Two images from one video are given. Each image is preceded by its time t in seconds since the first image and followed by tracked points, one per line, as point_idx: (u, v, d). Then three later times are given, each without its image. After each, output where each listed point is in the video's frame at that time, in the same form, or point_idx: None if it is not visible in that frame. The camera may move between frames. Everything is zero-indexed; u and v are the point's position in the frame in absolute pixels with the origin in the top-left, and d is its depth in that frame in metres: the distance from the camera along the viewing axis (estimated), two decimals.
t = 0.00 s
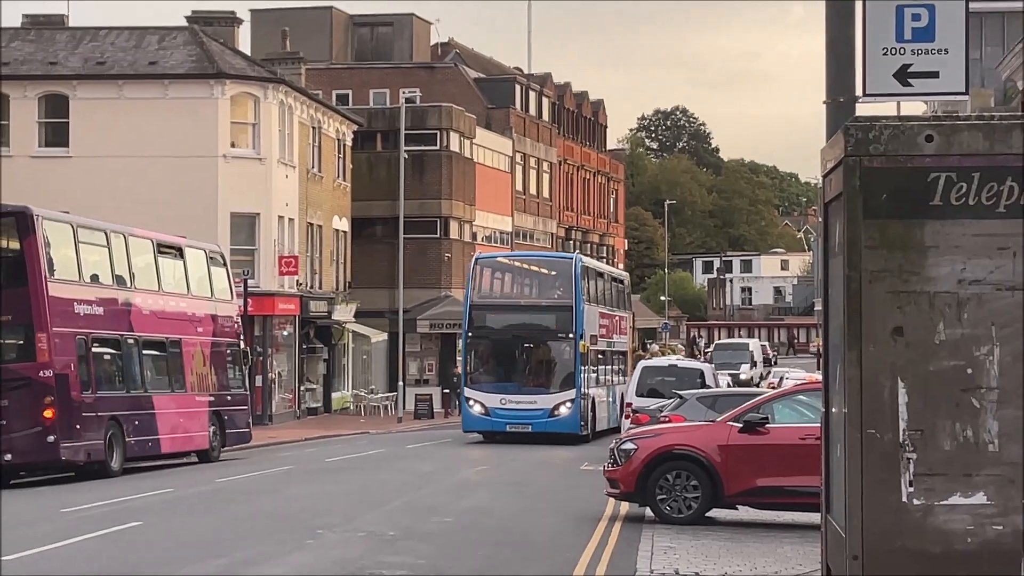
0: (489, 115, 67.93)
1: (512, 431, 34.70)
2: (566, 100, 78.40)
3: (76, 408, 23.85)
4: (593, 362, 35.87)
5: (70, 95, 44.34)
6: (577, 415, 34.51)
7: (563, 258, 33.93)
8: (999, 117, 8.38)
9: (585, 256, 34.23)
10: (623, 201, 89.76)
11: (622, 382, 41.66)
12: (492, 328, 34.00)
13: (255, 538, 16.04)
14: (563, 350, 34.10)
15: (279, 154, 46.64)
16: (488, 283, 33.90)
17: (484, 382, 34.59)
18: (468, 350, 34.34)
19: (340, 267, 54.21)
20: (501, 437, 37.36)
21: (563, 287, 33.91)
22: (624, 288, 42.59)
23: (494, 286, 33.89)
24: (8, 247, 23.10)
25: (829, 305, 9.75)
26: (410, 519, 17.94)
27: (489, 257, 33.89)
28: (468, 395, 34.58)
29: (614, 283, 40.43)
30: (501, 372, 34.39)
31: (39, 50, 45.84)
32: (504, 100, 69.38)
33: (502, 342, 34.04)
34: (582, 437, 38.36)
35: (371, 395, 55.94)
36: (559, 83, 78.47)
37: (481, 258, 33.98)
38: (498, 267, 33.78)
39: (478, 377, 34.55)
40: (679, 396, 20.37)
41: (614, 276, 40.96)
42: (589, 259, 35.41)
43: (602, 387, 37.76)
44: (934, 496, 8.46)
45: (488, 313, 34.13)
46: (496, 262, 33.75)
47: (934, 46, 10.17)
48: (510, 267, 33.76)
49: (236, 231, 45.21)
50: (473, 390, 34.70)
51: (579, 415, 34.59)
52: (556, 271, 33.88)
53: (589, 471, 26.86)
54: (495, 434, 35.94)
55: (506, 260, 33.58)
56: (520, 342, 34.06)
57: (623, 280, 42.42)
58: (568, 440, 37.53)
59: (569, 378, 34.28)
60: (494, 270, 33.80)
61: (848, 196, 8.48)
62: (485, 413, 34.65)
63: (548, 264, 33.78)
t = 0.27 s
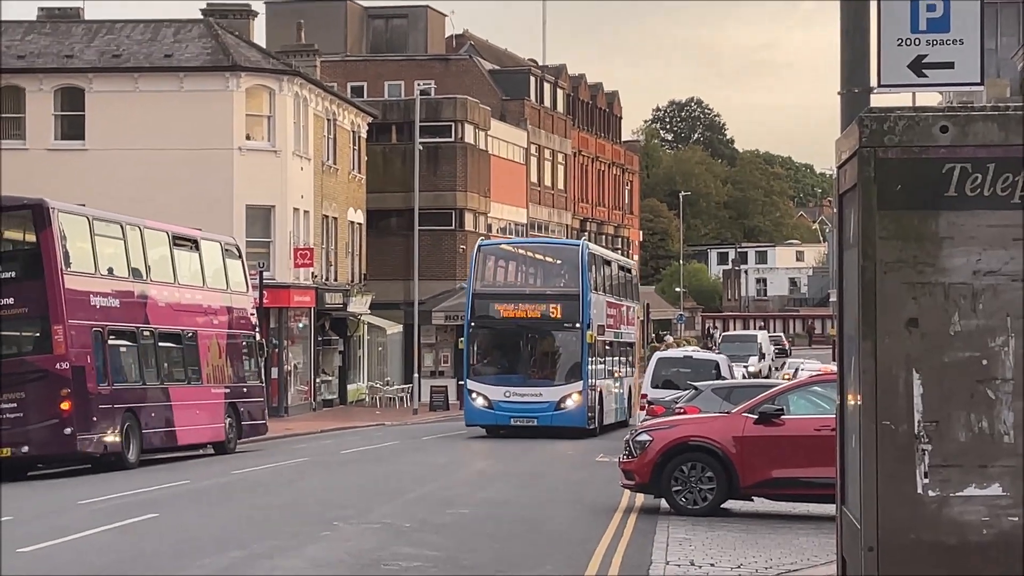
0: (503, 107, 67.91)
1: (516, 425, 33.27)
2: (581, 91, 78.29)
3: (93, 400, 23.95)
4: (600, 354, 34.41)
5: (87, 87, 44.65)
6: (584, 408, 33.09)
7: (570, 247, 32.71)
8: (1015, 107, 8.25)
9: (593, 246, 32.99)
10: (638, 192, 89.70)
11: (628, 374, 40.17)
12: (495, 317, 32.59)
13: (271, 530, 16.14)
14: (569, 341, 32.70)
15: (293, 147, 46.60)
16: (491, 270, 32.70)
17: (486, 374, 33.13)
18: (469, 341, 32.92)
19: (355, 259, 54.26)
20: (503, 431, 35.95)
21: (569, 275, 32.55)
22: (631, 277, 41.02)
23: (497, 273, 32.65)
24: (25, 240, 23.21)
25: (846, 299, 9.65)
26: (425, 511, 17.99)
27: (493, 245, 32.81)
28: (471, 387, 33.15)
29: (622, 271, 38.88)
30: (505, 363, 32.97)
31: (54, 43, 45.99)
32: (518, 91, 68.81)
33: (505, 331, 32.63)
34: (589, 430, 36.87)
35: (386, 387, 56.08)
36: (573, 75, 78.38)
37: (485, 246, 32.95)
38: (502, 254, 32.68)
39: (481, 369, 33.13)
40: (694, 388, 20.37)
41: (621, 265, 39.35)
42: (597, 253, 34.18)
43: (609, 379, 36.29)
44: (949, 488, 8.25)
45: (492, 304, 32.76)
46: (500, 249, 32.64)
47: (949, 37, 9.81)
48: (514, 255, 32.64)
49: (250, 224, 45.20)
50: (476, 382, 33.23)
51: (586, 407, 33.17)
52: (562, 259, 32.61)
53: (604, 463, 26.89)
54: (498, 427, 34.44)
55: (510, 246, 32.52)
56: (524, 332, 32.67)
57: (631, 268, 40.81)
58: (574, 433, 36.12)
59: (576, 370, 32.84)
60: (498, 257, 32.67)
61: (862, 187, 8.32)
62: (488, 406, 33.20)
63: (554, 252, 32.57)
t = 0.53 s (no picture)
0: (519, 98, 67.76)
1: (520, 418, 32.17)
2: (596, 83, 78.23)
3: (109, 391, 24.02)
4: (607, 344, 33.34)
5: (102, 80, 44.71)
6: (591, 401, 32.01)
7: (575, 233, 31.58)
8: None
9: (599, 232, 31.86)
10: (653, 184, 89.56)
11: (635, 366, 38.98)
12: (499, 306, 31.48)
13: (288, 521, 16.15)
14: (574, 331, 31.66)
15: (310, 138, 46.70)
16: (494, 259, 31.56)
17: (489, 365, 32.07)
18: (472, 331, 31.84)
19: (370, 251, 54.27)
20: (507, 425, 34.97)
21: (575, 263, 31.45)
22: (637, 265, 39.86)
23: (500, 262, 31.52)
24: (41, 232, 23.22)
25: (863, 290, 9.59)
26: (441, 503, 18.01)
27: (495, 231, 31.67)
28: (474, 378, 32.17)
29: (628, 260, 37.79)
30: (509, 354, 31.89)
31: (70, 36, 46.15)
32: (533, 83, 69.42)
33: (510, 321, 31.56)
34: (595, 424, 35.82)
35: (402, 378, 56.14)
36: (589, 67, 78.31)
37: (487, 232, 31.80)
38: (505, 242, 31.54)
39: (484, 359, 32.07)
40: (709, 379, 20.34)
41: (629, 253, 38.22)
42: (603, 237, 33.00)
43: (617, 371, 35.21)
44: (967, 478, 8.22)
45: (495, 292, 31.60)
46: (503, 236, 31.52)
47: (966, 27, 9.88)
48: (518, 243, 31.54)
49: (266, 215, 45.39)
50: (479, 373, 32.18)
51: (593, 400, 32.10)
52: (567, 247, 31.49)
53: (620, 454, 26.87)
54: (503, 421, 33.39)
55: (513, 235, 31.40)
56: (529, 322, 31.61)
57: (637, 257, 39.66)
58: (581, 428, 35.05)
59: (583, 361, 31.82)
60: (501, 245, 31.54)
61: (878, 178, 8.31)
62: (492, 399, 32.12)
63: (559, 240, 31.46)
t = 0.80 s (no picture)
0: (536, 93, 67.88)
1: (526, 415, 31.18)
2: (612, 78, 78.25)
3: (128, 386, 24.14)
4: (614, 337, 32.35)
5: (120, 75, 45.01)
6: (599, 396, 30.97)
7: (580, 223, 30.68)
8: None
9: (605, 221, 30.90)
10: (669, 178, 89.52)
11: (643, 361, 37.83)
12: (502, 297, 30.65)
13: (304, 515, 16.23)
14: (581, 323, 30.72)
15: (326, 133, 46.77)
16: (498, 250, 30.72)
17: (493, 359, 31.05)
18: (475, 324, 30.90)
19: (387, 246, 54.38)
20: (512, 422, 34.02)
21: (580, 254, 30.52)
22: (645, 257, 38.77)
23: (504, 252, 30.67)
24: (60, 227, 23.36)
25: (879, 287, 9.62)
26: (458, 496, 18.10)
27: (499, 221, 30.86)
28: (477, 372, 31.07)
29: (634, 251, 36.77)
30: (513, 347, 30.93)
31: (88, 31, 46.36)
32: (550, 77, 69.30)
33: (514, 313, 30.65)
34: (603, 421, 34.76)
35: (419, 372, 56.26)
36: (604, 61, 78.30)
37: (490, 222, 31.00)
38: (508, 232, 30.71)
39: (489, 353, 31.10)
40: (725, 373, 20.38)
41: (635, 244, 37.20)
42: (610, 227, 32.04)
43: (625, 365, 34.14)
44: (983, 474, 8.25)
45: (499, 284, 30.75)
46: (506, 226, 30.71)
47: (982, 22, 9.76)
48: (522, 233, 30.70)
49: (284, 211, 45.54)
50: (482, 368, 31.15)
51: (601, 396, 31.05)
52: (572, 237, 30.59)
53: (636, 448, 26.91)
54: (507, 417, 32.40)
55: (516, 225, 30.57)
56: (534, 314, 30.66)
57: (644, 249, 38.60)
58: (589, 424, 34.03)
59: (590, 354, 30.85)
60: (504, 236, 30.70)
61: (896, 174, 8.36)
62: (495, 395, 31.10)
63: (563, 230, 30.56)
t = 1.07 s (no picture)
0: (553, 92, 68.11)
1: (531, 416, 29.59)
2: (630, 76, 78.17)
3: (145, 384, 24.24)
4: (624, 335, 30.74)
5: (139, 73, 45.18)
6: (607, 396, 29.45)
7: (588, 216, 29.11)
8: None
9: (615, 212, 29.35)
10: (688, 177, 89.42)
11: (653, 360, 36.17)
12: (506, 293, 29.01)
13: (320, 514, 16.22)
14: (590, 319, 29.14)
15: (344, 132, 46.80)
16: (502, 243, 29.06)
17: (497, 357, 29.47)
18: (478, 321, 29.28)
19: (405, 244, 54.42)
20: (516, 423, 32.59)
21: (588, 246, 28.92)
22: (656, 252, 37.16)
23: (507, 245, 29.02)
24: (79, 226, 23.48)
25: (898, 284, 9.56)
26: (475, 495, 18.09)
27: (502, 213, 29.27)
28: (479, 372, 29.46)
29: (644, 244, 35.12)
30: (518, 345, 29.36)
31: (107, 29, 46.55)
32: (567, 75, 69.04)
33: (519, 310, 29.05)
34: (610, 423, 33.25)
35: (436, 371, 56.29)
36: (622, 60, 78.28)
37: (493, 212, 29.40)
38: (512, 224, 29.10)
39: (492, 351, 29.52)
40: (743, 373, 20.32)
41: (646, 238, 35.53)
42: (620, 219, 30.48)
43: (635, 364, 32.60)
44: (1002, 473, 8.21)
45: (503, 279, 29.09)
46: (510, 218, 29.11)
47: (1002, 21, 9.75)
48: (527, 226, 29.11)
49: (301, 210, 45.44)
50: (486, 367, 29.54)
51: (609, 396, 29.54)
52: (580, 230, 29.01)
53: (654, 447, 26.85)
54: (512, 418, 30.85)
55: (521, 217, 29.00)
56: (541, 310, 29.03)
57: (654, 243, 36.93)
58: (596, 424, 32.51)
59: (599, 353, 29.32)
60: (508, 228, 29.10)
61: (915, 173, 8.32)
62: (500, 395, 29.51)
63: (570, 223, 28.98)
